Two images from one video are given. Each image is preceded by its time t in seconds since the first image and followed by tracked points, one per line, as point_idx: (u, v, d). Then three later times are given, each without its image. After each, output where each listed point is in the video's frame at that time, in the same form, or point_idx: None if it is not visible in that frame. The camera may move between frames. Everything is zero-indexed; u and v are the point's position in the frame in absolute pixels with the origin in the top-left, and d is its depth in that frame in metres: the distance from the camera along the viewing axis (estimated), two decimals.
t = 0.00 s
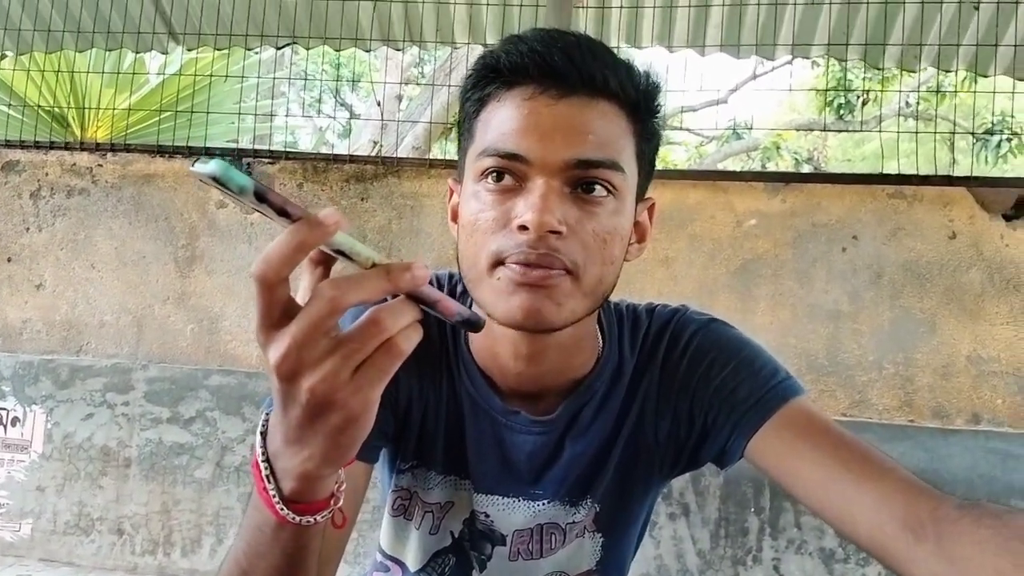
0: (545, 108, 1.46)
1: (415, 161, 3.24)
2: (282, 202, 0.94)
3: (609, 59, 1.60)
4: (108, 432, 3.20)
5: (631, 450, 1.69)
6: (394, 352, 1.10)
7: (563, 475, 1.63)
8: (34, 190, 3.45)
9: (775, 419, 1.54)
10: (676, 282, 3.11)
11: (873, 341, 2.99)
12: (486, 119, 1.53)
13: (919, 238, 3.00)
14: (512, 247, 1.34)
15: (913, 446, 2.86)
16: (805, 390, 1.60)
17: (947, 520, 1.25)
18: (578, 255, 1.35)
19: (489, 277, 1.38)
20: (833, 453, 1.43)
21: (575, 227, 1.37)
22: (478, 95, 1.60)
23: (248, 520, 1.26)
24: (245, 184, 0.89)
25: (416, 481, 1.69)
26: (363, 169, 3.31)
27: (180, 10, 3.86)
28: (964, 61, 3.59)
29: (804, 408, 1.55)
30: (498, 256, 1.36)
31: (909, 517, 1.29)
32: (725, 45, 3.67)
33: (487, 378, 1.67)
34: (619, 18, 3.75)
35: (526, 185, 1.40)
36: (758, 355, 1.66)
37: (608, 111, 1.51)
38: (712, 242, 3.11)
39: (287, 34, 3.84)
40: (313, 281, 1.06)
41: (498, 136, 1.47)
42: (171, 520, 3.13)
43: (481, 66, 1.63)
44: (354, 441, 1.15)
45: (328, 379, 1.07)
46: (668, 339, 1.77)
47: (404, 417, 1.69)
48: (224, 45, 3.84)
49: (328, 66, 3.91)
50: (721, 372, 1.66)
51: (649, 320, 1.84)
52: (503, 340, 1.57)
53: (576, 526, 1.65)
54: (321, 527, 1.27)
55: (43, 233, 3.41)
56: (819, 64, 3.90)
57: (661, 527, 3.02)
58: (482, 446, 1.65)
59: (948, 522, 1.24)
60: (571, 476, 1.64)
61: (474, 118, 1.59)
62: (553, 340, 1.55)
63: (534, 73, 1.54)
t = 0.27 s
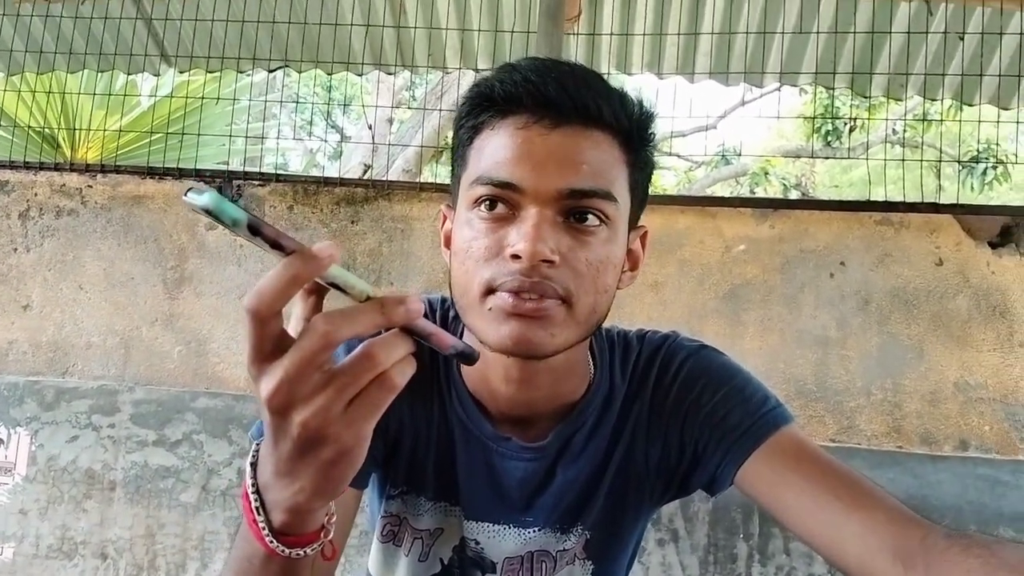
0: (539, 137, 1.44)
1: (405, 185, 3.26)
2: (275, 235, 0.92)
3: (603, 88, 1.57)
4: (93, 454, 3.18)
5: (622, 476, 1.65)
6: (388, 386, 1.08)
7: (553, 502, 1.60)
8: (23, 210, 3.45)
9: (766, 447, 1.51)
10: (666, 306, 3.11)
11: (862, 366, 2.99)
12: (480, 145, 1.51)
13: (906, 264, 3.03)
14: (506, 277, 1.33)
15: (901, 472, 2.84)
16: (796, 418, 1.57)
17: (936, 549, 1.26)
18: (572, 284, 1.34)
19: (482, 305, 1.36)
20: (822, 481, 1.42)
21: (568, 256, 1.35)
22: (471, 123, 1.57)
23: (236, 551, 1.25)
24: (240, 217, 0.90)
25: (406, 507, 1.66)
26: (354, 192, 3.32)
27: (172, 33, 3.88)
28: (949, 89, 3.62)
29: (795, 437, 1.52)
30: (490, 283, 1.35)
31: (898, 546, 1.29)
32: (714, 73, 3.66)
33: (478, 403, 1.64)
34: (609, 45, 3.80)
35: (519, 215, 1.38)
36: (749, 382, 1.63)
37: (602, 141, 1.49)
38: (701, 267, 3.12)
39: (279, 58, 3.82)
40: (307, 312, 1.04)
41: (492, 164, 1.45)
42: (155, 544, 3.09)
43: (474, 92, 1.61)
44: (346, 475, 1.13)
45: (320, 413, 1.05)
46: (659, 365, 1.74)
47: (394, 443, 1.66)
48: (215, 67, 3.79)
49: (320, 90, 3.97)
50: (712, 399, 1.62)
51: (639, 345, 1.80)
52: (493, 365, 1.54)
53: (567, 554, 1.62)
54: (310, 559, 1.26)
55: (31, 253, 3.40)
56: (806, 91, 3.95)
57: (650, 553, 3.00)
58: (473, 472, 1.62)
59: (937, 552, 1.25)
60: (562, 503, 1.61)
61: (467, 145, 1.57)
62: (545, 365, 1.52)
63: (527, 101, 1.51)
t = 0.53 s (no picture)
0: (535, 147, 1.44)
1: (395, 193, 3.27)
2: (274, 246, 0.91)
3: (601, 100, 1.57)
4: (79, 462, 3.15)
5: (613, 486, 1.65)
6: (384, 399, 1.08)
7: (544, 512, 1.60)
8: (10, 216, 3.43)
9: (756, 456, 1.51)
10: (655, 315, 3.11)
11: (850, 375, 3.00)
12: (476, 155, 1.51)
13: (893, 274, 3.05)
14: (501, 287, 1.33)
15: (889, 481, 2.86)
16: (786, 428, 1.57)
17: (926, 558, 1.24)
18: (566, 295, 1.34)
19: (476, 315, 1.36)
20: (812, 491, 1.42)
21: (563, 267, 1.35)
22: (468, 132, 1.57)
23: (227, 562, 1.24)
24: (237, 228, 0.87)
25: (396, 516, 1.65)
26: (343, 200, 3.31)
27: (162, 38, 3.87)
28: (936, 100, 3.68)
29: (786, 447, 1.52)
30: (485, 293, 1.35)
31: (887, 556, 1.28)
32: (703, 82, 3.72)
33: (469, 413, 1.64)
34: (598, 56, 3.75)
35: (514, 225, 1.38)
36: (740, 392, 1.63)
37: (598, 152, 1.48)
38: (690, 276, 3.13)
39: (269, 66, 3.94)
40: (302, 322, 1.04)
41: (488, 173, 1.44)
42: (141, 552, 3.07)
43: (471, 102, 1.60)
44: (340, 487, 1.13)
45: (315, 425, 1.05)
46: (651, 375, 1.74)
47: (385, 451, 1.66)
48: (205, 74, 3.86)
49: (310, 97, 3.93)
50: (704, 409, 1.62)
51: (631, 355, 1.80)
52: (485, 378, 1.54)
53: (557, 564, 1.61)
54: (301, 571, 1.25)
55: (18, 259, 3.38)
56: (795, 101, 3.96)
57: (638, 562, 2.99)
58: (464, 481, 1.61)
59: (926, 560, 1.24)
60: (554, 512, 1.61)
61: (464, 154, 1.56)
62: (537, 379, 1.51)
63: (524, 111, 1.50)
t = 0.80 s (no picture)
0: (541, 146, 1.43)
1: (396, 192, 3.27)
2: (283, 245, 0.91)
3: (607, 100, 1.57)
4: (80, 461, 3.15)
5: (615, 485, 1.65)
6: (391, 398, 1.08)
7: (546, 511, 1.60)
8: (12, 215, 3.42)
9: (758, 455, 1.51)
10: (656, 314, 3.11)
11: (851, 374, 3.00)
12: (481, 154, 1.51)
13: (895, 273, 3.05)
14: (506, 287, 1.33)
15: (892, 480, 2.87)
16: (788, 427, 1.57)
17: (928, 556, 1.24)
18: (571, 295, 1.34)
19: (480, 314, 1.36)
20: (814, 489, 1.42)
21: (569, 267, 1.35)
22: (473, 131, 1.57)
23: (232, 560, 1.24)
24: (248, 226, 0.89)
25: (399, 515, 1.65)
26: (344, 199, 3.31)
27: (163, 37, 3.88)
28: (938, 99, 3.65)
29: (788, 446, 1.51)
30: (490, 293, 1.34)
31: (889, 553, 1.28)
32: (704, 81, 3.71)
33: (472, 412, 1.64)
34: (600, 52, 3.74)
35: (520, 225, 1.38)
36: (743, 391, 1.63)
37: (604, 152, 1.48)
38: (691, 275, 3.13)
39: (269, 64, 3.88)
40: (310, 321, 1.04)
41: (494, 173, 1.44)
42: (142, 551, 3.07)
43: (477, 102, 1.60)
44: (346, 486, 1.13)
45: (323, 424, 1.05)
46: (653, 374, 1.74)
47: (389, 450, 1.65)
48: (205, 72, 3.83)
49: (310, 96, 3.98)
50: (706, 408, 1.62)
51: (633, 355, 1.80)
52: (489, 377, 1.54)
53: (559, 563, 1.61)
54: (306, 570, 1.25)
55: (19, 258, 3.38)
56: (796, 100, 3.95)
57: (640, 561, 2.99)
58: (467, 480, 1.61)
59: (928, 558, 1.24)
60: (556, 512, 1.60)
61: (469, 153, 1.55)
62: (541, 379, 1.51)
63: (531, 112, 1.50)
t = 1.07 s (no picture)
0: (547, 151, 1.43)
1: (398, 193, 3.27)
2: (289, 248, 0.91)
3: (614, 105, 1.56)
4: (82, 462, 3.15)
5: (618, 488, 1.65)
6: (396, 402, 1.08)
7: (549, 513, 1.60)
8: (13, 216, 3.42)
9: (761, 458, 1.50)
10: (659, 315, 3.11)
11: (853, 376, 3.00)
12: (487, 158, 1.51)
13: (897, 274, 3.05)
14: (512, 291, 1.33)
15: (893, 481, 2.87)
16: (791, 430, 1.56)
17: (932, 560, 1.24)
18: (576, 300, 1.34)
19: (486, 318, 1.36)
20: (817, 492, 1.41)
21: (574, 272, 1.35)
22: (478, 134, 1.56)
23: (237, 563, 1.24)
24: (253, 230, 0.87)
25: (402, 517, 1.65)
26: (346, 200, 3.31)
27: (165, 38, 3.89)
28: (940, 100, 3.67)
29: (792, 449, 1.51)
30: (495, 297, 1.35)
31: (893, 557, 1.27)
32: (706, 82, 3.77)
33: (476, 415, 1.64)
34: (602, 53, 3.74)
35: (525, 229, 1.38)
36: (746, 394, 1.62)
37: (609, 156, 1.48)
38: (693, 276, 3.13)
39: (272, 67, 3.95)
40: (315, 324, 1.04)
41: (499, 177, 1.44)
42: (145, 552, 3.07)
43: (482, 105, 1.60)
44: (352, 490, 1.13)
45: (328, 428, 1.05)
46: (656, 377, 1.74)
47: (392, 453, 1.66)
48: (208, 73, 3.91)
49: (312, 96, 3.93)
50: (709, 411, 1.62)
51: (637, 358, 1.80)
52: (493, 381, 1.54)
53: (562, 565, 1.61)
54: (310, 573, 1.25)
55: (21, 259, 3.38)
56: (798, 101, 3.95)
57: (642, 563, 2.99)
58: (470, 482, 1.61)
59: (932, 562, 1.23)
60: (559, 514, 1.60)
61: (475, 156, 1.55)
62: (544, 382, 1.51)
63: (537, 116, 1.50)
